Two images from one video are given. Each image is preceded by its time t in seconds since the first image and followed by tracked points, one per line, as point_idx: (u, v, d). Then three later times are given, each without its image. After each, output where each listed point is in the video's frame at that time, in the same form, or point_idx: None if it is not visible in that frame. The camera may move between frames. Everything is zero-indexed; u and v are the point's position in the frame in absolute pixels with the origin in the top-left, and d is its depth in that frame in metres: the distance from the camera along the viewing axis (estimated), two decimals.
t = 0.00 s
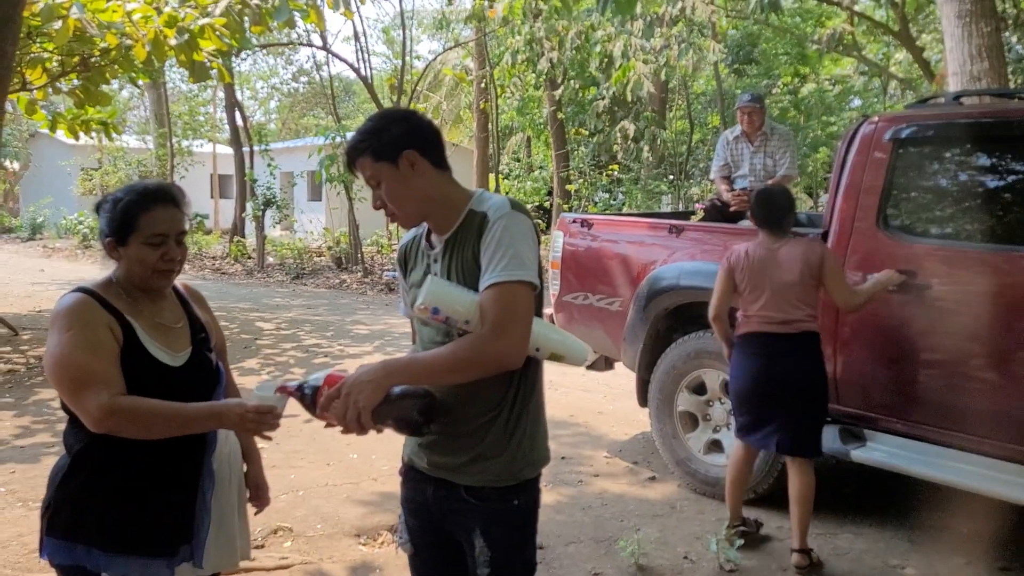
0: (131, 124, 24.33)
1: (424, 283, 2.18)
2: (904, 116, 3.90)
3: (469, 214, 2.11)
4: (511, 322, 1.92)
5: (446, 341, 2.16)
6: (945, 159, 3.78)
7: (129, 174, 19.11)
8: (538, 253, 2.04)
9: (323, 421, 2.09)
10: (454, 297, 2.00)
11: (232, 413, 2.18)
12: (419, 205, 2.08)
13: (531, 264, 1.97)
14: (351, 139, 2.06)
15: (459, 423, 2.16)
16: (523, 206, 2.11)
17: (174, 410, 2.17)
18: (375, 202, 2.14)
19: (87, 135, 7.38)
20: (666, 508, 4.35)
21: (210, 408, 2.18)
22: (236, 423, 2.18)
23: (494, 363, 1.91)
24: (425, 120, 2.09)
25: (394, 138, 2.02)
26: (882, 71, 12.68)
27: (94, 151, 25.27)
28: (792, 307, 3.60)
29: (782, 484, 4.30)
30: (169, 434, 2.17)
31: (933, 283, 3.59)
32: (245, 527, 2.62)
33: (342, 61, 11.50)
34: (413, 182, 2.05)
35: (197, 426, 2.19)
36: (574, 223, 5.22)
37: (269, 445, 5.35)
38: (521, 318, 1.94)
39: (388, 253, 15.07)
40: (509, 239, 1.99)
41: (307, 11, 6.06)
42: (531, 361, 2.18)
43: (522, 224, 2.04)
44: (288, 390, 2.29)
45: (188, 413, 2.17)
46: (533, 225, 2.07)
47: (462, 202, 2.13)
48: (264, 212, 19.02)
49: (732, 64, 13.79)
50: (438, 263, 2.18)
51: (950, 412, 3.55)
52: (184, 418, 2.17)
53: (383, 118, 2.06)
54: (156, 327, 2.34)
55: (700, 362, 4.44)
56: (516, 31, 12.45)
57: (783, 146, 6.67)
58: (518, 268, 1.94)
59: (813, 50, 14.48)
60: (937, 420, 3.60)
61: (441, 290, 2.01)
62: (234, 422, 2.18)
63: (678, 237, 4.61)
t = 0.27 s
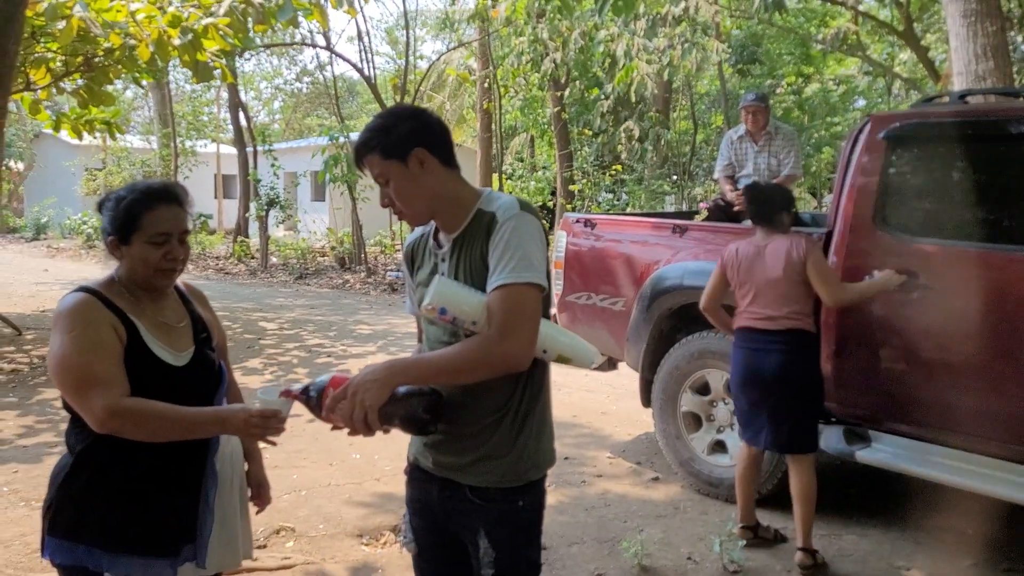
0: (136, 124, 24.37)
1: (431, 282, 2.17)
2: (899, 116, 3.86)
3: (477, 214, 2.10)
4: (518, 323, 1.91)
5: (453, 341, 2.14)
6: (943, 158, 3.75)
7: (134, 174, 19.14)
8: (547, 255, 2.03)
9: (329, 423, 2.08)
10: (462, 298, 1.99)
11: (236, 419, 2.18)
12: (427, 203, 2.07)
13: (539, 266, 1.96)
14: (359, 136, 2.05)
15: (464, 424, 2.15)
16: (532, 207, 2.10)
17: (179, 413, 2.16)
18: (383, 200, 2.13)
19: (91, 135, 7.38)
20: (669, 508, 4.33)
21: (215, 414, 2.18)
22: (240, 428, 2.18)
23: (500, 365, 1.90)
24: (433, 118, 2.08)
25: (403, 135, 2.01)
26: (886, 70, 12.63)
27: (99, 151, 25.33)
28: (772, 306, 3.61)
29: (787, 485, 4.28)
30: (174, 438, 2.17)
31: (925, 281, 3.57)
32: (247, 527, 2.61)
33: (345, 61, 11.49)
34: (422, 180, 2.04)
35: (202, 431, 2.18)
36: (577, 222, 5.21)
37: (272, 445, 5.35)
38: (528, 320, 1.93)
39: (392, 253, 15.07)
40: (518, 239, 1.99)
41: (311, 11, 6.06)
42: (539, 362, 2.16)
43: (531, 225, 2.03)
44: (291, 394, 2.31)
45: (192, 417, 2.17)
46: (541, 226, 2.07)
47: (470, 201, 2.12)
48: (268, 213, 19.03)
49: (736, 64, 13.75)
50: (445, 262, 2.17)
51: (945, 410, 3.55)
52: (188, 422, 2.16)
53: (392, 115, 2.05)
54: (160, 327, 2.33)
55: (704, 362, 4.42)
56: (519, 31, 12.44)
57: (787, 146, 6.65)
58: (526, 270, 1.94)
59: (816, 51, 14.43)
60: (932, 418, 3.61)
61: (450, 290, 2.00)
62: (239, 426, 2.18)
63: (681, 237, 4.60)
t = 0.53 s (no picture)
0: (141, 124, 24.42)
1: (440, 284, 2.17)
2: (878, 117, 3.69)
3: (486, 215, 2.10)
4: (526, 326, 1.91)
5: (462, 342, 2.14)
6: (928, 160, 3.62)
7: (138, 175, 19.18)
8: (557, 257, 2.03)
9: (337, 425, 2.08)
10: (472, 301, 1.99)
11: (244, 424, 2.20)
12: (437, 204, 2.07)
13: (548, 269, 1.96)
14: (369, 136, 2.05)
15: (471, 424, 2.15)
16: (542, 209, 2.09)
17: (185, 416, 2.16)
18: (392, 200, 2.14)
19: (96, 136, 7.40)
20: (673, 509, 4.33)
21: (222, 419, 2.19)
22: (248, 433, 2.20)
23: (509, 368, 1.90)
24: (443, 118, 2.07)
25: (412, 136, 2.01)
26: (891, 71, 12.60)
27: (104, 152, 25.40)
28: (764, 305, 3.62)
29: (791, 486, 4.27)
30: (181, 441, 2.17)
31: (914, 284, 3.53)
32: (252, 528, 2.61)
33: (350, 62, 11.50)
34: (431, 181, 2.04)
35: (209, 435, 2.19)
36: (581, 223, 5.21)
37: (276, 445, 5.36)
38: (536, 325, 1.93)
39: (396, 254, 15.07)
40: (527, 242, 1.98)
41: (315, 11, 6.07)
42: (547, 364, 2.17)
43: (541, 228, 2.02)
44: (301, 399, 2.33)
45: (199, 422, 2.17)
46: (551, 228, 2.06)
47: (480, 202, 2.11)
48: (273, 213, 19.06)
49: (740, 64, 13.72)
50: (455, 263, 2.17)
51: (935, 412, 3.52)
52: (195, 426, 2.16)
53: (402, 115, 2.05)
54: (166, 327, 2.33)
55: (708, 362, 4.42)
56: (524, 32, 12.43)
57: (792, 146, 6.64)
58: (535, 274, 1.93)
59: (821, 51, 14.41)
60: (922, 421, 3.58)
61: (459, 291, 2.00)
62: (246, 431, 2.20)
63: (686, 238, 4.60)
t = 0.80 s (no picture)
0: (146, 125, 24.47)
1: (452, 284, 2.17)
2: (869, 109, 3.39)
3: (497, 216, 2.10)
4: (539, 327, 1.91)
5: (472, 342, 2.14)
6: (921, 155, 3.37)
7: (143, 175, 19.22)
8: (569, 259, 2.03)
9: (350, 426, 2.09)
10: (484, 301, 1.99)
11: (255, 426, 2.20)
12: (449, 204, 2.07)
13: (561, 271, 1.96)
14: (381, 135, 2.06)
15: (481, 424, 2.15)
16: (555, 210, 2.09)
17: (196, 418, 2.17)
18: (405, 200, 2.14)
19: (101, 136, 7.42)
20: (678, 510, 4.33)
21: (233, 422, 2.19)
22: (259, 436, 2.20)
23: (520, 369, 1.90)
24: (456, 118, 2.08)
25: (425, 135, 2.02)
26: (897, 71, 12.59)
27: (109, 152, 25.48)
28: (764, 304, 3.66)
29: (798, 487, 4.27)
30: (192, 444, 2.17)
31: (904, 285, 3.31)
32: (259, 527, 2.61)
33: (355, 62, 11.50)
34: (445, 181, 2.04)
35: (219, 438, 2.19)
36: (586, 223, 5.21)
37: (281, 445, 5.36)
38: (548, 327, 1.93)
39: (400, 254, 15.08)
40: (540, 243, 1.98)
41: (319, 11, 6.07)
42: (559, 364, 2.17)
43: (554, 229, 2.02)
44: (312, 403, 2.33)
45: (211, 424, 2.17)
46: (564, 229, 2.06)
47: (492, 203, 2.11)
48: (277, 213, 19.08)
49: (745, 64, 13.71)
50: (466, 263, 2.17)
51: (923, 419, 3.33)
52: (206, 429, 2.17)
53: (414, 114, 2.05)
54: (175, 327, 2.34)
55: (713, 363, 4.41)
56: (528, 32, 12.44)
57: (797, 146, 6.63)
58: (546, 275, 1.93)
59: (826, 51, 14.38)
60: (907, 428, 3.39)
61: (471, 292, 2.00)
62: (256, 433, 2.20)
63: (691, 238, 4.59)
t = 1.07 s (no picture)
0: (151, 125, 24.53)
1: (460, 282, 2.17)
2: (877, 109, 3.27)
3: (506, 215, 2.10)
4: (547, 326, 1.91)
5: (480, 342, 2.14)
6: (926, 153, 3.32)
7: (148, 175, 19.26)
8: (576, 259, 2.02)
9: (357, 426, 2.10)
10: (492, 300, 1.99)
11: (261, 427, 2.20)
12: (459, 202, 2.07)
13: (569, 271, 1.96)
14: (390, 134, 2.06)
15: (489, 424, 2.15)
16: (564, 211, 2.09)
17: (203, 419, 2.17)
18: (414, 198, 2.14)
19: (106, 136, 7.43)
20: (683, 510, 4.32)
21: (239, 425, 2.19)
22: (266, 437, 2.20)
23: (528, 369, 1.89)
24: (466, 117, 2.08)
25: (435, 133, 2.02)
26: (902, 71, 12.55)
27: (114, 152, 25.55)
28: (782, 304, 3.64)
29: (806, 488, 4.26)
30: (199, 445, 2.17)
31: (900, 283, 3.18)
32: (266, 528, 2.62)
33: (359, 63, 11.52)
34: (455, 179, 2.05)
35: (225, 439, 2.18)
36: (590, 223, 5.22)
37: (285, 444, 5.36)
38: (556, 327, 1.92)
39: (404, 254, 15.09)
40: (549, 242, 1.98)
41: (323, 11, 6.08)
42: (567, 365, 2.17)
43: (562, 229, 2.02)
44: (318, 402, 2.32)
45: (218, 426, 2.17)
46: (573, 230, 2.06)
47: (501, 203, 2.11)
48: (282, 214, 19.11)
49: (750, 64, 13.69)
50: (474, 262, 2.17)
51: (918, 420, 3.22)
52: (212, 430, 2.17)
53: (425, 113, 2.06)
54: (182, 327, 2.34)
55: (717, 363, 4.40)
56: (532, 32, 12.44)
57: (802, 146, 6.62)
58: (555, 275, 1.93)
59: (830, 51, 14.35)
60: (901, 430, 3.26)
61: (480, 291, 2.00)
62: (263, 434, 2.19)
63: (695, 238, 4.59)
